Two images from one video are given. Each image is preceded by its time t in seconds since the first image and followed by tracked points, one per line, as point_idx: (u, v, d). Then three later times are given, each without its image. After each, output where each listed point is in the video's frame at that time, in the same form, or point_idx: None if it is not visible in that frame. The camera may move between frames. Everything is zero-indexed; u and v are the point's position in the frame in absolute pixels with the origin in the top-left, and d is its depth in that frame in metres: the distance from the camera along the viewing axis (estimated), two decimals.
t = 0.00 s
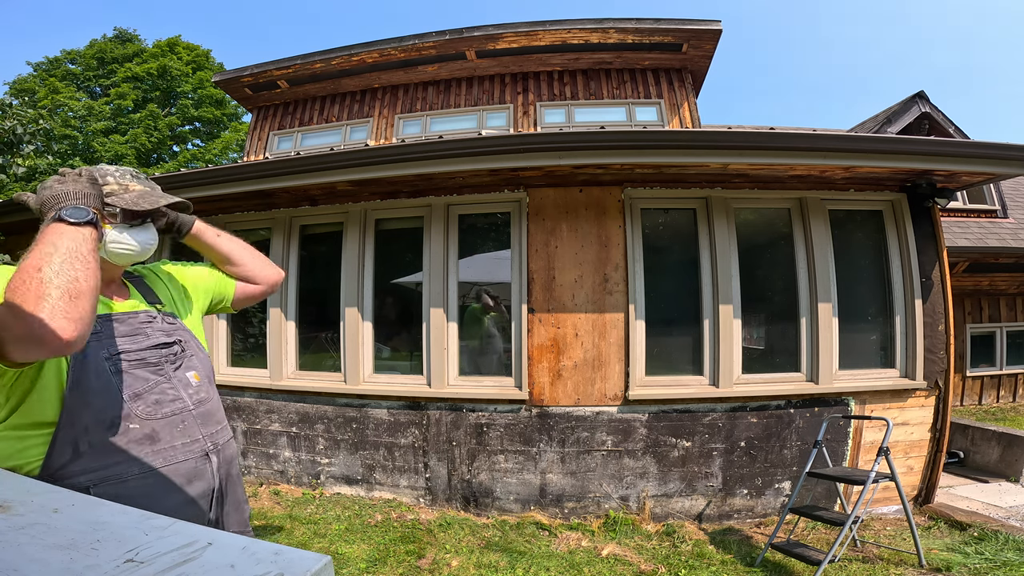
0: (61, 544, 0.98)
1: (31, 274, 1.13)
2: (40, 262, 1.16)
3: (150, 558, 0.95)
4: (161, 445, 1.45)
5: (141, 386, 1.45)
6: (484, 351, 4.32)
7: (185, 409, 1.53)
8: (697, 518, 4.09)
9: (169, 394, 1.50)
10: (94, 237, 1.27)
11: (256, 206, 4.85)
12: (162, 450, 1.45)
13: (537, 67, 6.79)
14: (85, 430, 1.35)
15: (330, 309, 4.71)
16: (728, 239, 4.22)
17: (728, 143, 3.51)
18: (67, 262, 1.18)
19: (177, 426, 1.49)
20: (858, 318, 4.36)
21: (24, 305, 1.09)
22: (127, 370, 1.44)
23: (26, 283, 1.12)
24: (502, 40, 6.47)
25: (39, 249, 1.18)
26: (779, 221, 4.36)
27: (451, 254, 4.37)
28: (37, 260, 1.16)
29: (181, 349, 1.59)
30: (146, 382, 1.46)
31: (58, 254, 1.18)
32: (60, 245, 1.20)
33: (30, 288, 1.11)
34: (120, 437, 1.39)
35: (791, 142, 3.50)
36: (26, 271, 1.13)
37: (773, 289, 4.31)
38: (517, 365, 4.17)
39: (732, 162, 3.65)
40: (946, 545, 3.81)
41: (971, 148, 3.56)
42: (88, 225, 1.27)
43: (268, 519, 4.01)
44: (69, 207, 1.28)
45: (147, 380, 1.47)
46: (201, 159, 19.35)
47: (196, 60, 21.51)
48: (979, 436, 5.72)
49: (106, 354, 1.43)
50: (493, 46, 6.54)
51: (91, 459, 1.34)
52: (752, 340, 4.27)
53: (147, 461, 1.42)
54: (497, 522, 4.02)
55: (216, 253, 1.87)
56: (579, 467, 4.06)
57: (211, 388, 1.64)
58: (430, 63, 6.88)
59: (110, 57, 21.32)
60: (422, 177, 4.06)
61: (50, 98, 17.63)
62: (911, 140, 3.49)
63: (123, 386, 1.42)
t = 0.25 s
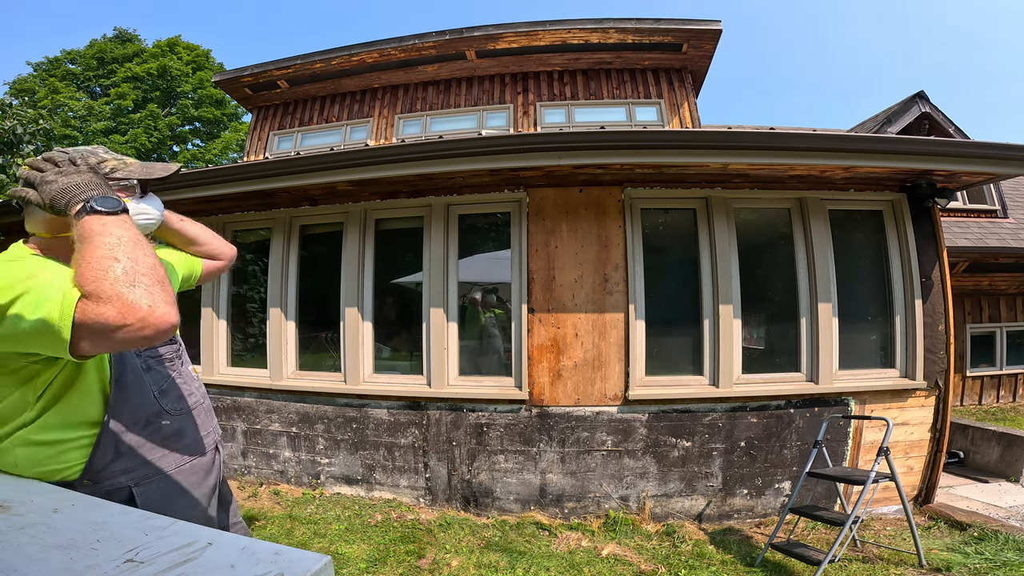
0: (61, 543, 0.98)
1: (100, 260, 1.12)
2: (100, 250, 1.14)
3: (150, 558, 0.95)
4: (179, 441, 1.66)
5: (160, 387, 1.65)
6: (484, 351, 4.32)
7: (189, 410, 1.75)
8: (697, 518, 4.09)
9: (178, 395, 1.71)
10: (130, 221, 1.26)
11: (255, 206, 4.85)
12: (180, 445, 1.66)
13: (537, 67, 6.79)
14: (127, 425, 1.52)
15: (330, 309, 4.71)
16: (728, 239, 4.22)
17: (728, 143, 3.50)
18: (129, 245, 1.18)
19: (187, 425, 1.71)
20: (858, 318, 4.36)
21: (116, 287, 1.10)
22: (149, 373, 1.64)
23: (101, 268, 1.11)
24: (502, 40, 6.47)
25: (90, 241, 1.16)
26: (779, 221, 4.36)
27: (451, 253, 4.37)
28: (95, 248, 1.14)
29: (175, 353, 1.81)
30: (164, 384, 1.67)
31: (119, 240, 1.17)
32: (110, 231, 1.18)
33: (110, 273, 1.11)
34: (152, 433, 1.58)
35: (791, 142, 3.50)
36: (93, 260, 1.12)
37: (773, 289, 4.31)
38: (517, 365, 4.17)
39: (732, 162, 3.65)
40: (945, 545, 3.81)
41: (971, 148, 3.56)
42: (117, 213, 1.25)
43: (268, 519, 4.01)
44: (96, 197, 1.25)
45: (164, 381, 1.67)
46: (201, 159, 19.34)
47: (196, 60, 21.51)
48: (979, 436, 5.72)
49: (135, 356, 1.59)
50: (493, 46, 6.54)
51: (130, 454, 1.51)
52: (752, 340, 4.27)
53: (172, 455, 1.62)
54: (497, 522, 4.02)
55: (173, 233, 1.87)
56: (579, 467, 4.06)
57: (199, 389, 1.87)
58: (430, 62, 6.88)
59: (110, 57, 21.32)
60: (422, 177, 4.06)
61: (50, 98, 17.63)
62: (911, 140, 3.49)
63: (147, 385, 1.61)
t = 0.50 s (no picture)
0: (61, 544, 0.98)
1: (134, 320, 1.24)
2: (139, 312, 1.25)
3: (150, 557, 0.95)
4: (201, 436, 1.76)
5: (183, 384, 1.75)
6: (484, 350, 4.32)
7: (205, 407, 1.85)
8: (697, 518, 4.09)
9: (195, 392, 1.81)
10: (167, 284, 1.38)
11: (255, 206, 4.85)
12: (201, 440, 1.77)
13: (537, 67, 6.79)
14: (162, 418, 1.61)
15: (330, 309, 4.71)
16: (728, 239, 4.22)
17: (728, 143, 3.50)
18: (161, 312, 1.30)
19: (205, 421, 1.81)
20: (858, 318, 4.36)
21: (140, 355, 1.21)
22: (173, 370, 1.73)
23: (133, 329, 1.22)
24: (502, 40, 6.47)
25: (127, 296, 1.26)
26: (779, 221, 4.37)
27: (451, 253, 4.37)
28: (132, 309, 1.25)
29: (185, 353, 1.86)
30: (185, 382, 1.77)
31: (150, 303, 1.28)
32: (150, 292, 1.30)
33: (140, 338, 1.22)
34: (180, 427, 1.68)
35: (791, 142, 3.50)
36: (125, 319, 1.23)
37: (772, 289, 4.31)
38: (517, 365, 4.17)
39: (732, 162, 3.65)
40: (945, 545, 3.81)
41: (971, 148, 3.56)
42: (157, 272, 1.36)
43: (268, 519, 4.01)
44: (145, 247, 1.35)
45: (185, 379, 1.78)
46: (201, 159, 19.34)
47: (196, 61, 21.51)
48: (979, 436, 5.72)
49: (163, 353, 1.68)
50: (493, 46, 6.54)
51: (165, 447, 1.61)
52: (752, 340, 4.27)
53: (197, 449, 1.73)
54: (497, 522, 4.02)
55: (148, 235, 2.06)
56: (579, 467, 4.06)
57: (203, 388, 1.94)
58: (430, 62, 6.88)
59: (110, 57, 21.32)
60: (422, 177, 4.06)
61: (50, 98, 17.64)
62: (911, 140, 3.49)
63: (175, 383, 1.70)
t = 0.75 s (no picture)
0: (61, 544, 0.98)
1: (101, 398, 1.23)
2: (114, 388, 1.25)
3: (150, 557, 0.95)
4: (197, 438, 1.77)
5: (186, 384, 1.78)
6: (484, 350, 4.32)
7: (206, 412, 1.87)
8: (698, 518, 4.09)
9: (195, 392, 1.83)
10: (167, 378, 1.36)
11: (256, 207, 4.86)
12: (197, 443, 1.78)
13: (537, 67, 6.79)
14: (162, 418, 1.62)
15: (330, 309, 4.71)
16: (728, 239, 4.22)
17: (728, 143, 3.50)
18: (135, 399, 1.28)
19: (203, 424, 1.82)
20: (858, 318, 4.36)
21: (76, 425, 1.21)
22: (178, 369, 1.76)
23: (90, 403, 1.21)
24: (502, 40, 6.47)
25: (126, 374, 1.27)
26: (779, 221, 4.37)
27: (451, 253, 4.37)
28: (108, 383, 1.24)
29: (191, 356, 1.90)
30: (187, 383, 1.79)
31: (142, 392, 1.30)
32: (140, 380, 1.29)
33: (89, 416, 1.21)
34: (181, 429, 1.70)
35: (791, 142, 3.50)
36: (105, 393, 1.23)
37: (773, 289, 4.31)
38: (517, 365, 4.17)
39: (732, 162, 3.65)
40: (945, 545, 3.81)
41: (972, 148, 3.56)
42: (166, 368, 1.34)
43: (268, 519, 4.01)
44: (170, 340, 1.35)
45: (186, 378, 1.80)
46: (201, 159, 19.34)
47: (196, 60, 21.51)
48: (979, 436, 5.72)
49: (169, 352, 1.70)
50: (493, 46, 6.54)
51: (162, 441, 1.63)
52: (752, 340, 4.27)
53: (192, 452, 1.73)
54: (497, 523, 4.02)
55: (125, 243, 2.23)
56: (579, 467, 4.06)
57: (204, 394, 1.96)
58: (430, 63, 6.88)
59: (110, 57, 21.31)
60: (422, 177, 4.05)
61: (50, 97, 17.63)
62: (911, 140, 3.49)
63: (179, 385, 1.73)
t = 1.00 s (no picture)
0: (61, 544, 0.98)
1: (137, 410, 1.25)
2: (155, 402, 1.29)
3: (150, 558, 0.95)
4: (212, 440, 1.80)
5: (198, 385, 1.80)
6: (484, 350, 4.32)
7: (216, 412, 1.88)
8: (698, 518, 4.09)
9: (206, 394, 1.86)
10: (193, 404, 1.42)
11: (256, 206, 4.85)
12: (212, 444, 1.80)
13: (537, 67, 6.79)
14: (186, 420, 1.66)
15: (330, 309, 4.71)
16: (728, 239, 4.22)
17: (728, 143, 3.50)
18: (167, 420, 1.32)
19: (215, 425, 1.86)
20: (858, 318, 4.36)
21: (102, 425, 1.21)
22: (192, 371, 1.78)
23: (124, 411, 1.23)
24: (502, 40, 6.47)
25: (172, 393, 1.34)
26: (779, 221, 4.37)
27: (451, 253, 4.37)
28: (149, 397, 1.28)
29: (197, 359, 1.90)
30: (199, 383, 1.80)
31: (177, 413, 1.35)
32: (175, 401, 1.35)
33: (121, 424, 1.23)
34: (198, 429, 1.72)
35: (791, 143, 3.50)
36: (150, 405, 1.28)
37: (773, 289, 4.31)
38: (517, 365, 4.17)
39: (733, 162, 3.65)
40: (946, 545, 3.81)
41: (972, 148, 3.56)
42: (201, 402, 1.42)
43: (268, 519, 4.01)
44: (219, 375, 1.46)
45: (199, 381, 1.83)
46: (201, 159, 19.33)
47: (196, 61, 21.51)
48: (979, 436, 5.72)
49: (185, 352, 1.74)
50: (493, 46, 6.54)
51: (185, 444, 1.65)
52: (752, 340, 4.27)
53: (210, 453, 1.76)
54: (497, 523, 4.02)
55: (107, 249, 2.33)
56: (579, 467, 4.06)
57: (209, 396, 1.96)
58: (430, 63, 6.88)
59: (110, 57, 21.31)
60: (422, 177, 4.05)
61: (50, 97, 17.63)
62: (911, 140, 3.49)
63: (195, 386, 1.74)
